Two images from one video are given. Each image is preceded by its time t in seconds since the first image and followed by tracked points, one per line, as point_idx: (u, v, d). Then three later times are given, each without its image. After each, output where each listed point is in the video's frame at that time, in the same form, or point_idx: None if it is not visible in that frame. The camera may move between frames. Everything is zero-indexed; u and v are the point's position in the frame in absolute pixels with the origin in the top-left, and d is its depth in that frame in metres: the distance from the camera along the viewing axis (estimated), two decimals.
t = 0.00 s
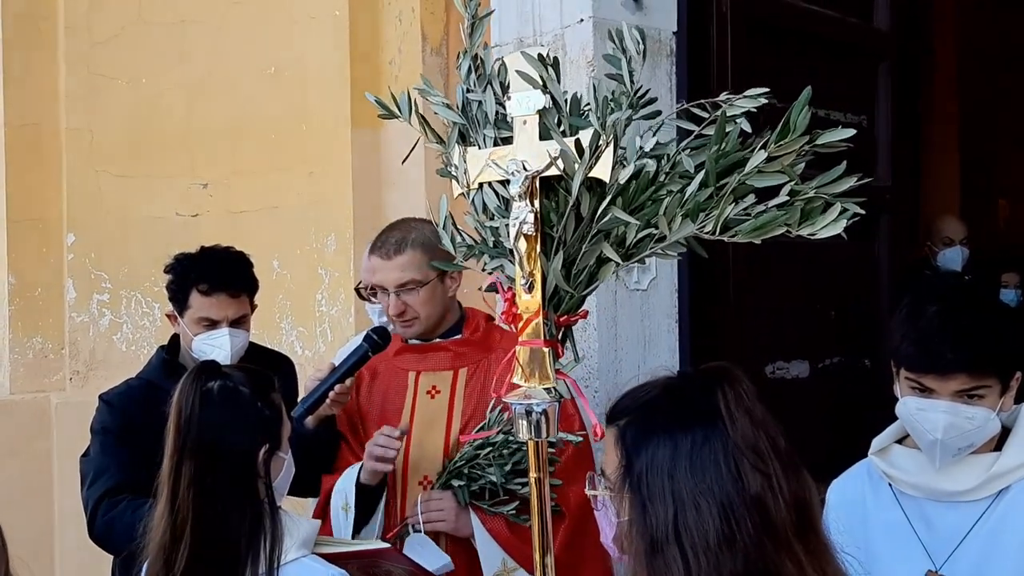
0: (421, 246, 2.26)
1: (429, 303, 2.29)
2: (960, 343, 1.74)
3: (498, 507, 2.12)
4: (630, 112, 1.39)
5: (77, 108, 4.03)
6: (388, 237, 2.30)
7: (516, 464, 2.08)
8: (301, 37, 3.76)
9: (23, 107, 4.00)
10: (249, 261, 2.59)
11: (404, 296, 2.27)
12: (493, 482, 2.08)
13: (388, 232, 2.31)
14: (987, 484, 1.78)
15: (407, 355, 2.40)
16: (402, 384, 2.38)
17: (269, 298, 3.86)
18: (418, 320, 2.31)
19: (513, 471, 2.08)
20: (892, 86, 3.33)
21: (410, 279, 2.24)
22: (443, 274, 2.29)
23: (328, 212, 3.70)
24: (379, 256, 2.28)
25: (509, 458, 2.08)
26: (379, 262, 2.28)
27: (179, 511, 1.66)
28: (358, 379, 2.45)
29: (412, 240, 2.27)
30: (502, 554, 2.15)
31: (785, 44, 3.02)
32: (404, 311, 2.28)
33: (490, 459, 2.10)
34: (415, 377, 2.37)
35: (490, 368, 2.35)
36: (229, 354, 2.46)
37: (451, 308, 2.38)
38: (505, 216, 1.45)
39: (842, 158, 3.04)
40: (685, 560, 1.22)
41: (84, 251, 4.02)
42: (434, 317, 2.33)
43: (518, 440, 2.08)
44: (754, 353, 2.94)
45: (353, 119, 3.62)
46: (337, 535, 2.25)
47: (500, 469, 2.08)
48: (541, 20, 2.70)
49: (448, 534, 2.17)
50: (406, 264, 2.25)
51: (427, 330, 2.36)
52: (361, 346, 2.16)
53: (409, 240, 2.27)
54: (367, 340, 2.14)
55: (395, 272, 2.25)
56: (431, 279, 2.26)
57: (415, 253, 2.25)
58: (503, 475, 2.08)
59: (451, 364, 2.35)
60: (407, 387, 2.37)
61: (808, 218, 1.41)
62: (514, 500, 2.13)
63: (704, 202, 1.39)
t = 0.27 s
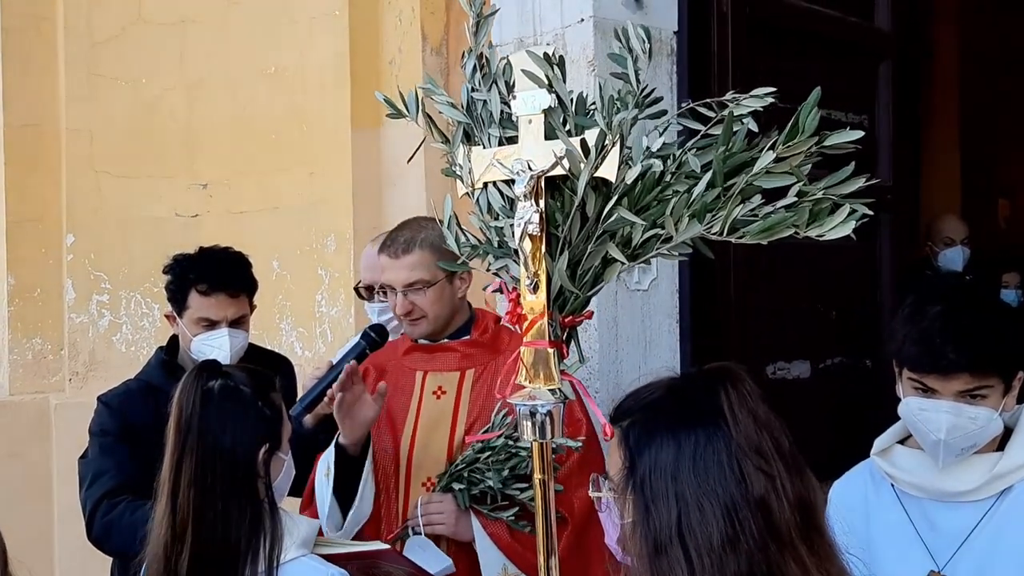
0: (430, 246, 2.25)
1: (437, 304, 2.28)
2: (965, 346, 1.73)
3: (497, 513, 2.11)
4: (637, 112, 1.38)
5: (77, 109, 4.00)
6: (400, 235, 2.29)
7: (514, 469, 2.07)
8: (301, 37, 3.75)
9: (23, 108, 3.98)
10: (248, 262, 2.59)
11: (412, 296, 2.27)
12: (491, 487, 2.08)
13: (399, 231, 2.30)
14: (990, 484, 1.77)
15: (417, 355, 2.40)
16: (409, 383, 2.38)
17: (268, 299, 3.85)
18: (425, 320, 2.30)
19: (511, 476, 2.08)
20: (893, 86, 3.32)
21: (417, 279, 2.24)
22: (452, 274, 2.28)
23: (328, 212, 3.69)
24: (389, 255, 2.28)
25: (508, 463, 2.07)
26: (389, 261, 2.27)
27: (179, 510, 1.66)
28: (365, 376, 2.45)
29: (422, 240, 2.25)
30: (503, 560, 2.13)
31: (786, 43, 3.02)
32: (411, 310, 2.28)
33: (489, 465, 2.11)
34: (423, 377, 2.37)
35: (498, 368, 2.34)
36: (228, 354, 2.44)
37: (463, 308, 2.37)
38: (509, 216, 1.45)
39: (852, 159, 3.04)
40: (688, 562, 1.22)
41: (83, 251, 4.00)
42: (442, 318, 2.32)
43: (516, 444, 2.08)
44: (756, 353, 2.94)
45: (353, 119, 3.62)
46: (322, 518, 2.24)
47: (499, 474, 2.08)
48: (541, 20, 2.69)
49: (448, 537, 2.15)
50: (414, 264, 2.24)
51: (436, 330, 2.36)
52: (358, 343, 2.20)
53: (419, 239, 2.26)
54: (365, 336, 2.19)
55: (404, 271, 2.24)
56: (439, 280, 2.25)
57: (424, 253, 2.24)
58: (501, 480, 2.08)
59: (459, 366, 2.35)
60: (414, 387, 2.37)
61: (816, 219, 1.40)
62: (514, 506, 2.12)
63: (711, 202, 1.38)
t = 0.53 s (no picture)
0: (433, 247, 2.23)
1: (440, 306, 2.29)
2: (968, 347, 1.73)
3: (498, 515, 2.10)
4: (639, 112, 1.38)
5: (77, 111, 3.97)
6: (404, 235, 2.28)
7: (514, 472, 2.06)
8: (302, 37, 3.75)
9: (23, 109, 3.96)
10: (248, 263, 2.59)
11: (415, 297, 2.27)
12: (491, 490, 2.08)
13: (404, 231, 2.29)
14: (993, 484, 1.77)
15: (421, 354, 2.38)
16: (412, 383, 2.37)
17: (269, 300, 3.85)
18: (429, 322, 2.32)
19: (511, 479, 2.07)
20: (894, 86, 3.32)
21: (420, 280, 2.23)
22: (456, 276, 2.27)
23: (329, 213, 3.69)
24: (392, 256, 2.26)
25: (508, 466, 2.07)
26: (392, 262, 2.26)
27: (180, 510, 1.66)
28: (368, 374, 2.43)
29: (425, 242, 2.24)
30: (504, 562, 2.13)
31: (786, 43, 3.01)
32: (414, 312, 2.29)
33: (490, 467, 2.10)
34: (426, 377, 2.36)
35: (501, 369, 2.35)
36: (229, 355, 2.44)
37: (466, 310, 2.37)
38: (512, 216, 1.44)
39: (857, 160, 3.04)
40: (688, 562, 1.21)
41: (83, 253, 3.98)
42: (446, 320, 2.33)
43: (517, 448, 2.07)
44: (757, 353, 2.93)
45: (354, 120, 3.61)
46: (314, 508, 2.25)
47: (499, 476, 2.08)
48: (541, 20, 2.69)
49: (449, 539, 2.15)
50: (417, 265, 2.23)
51: (441, 331, 2.37)
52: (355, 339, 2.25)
53: (422, 241, 2.25)
54: (359, 334, 2.25)
55: (407, 272, 2.24)
56: (443, 281, 2.24)
57: (428, 254, 2.23)
58: (501, 482, 2.07)
59: (462, 366, 2.35)
60: (417, 387, 2.36)
61: (819, 221, 1.41)
62: (515, 508, 2.11)
63: (714, 203, 1.38)
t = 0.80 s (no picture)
0: (433, 247, 2.23)
1: (440, 305, 2.28)
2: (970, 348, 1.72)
3: (498, 516, 2.10)
4: (640, 110, 1.38)
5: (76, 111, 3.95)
6: (404, 234, 2.28)
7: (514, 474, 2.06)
8: (302, 37, 3.74)
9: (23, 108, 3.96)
10: (248, 263, 2.58)
11: (414, 296, 2.26)
12: (490, 492, 2.07)
13: (403, 231, 2.30)
14: (997, 482, 1.76)
15: (421, 356, 2.39)
16: (413, 384, 2.37)
17: (268, 300, 3.84)
18: (428, 321, 2.30)
19: (511, 480, 2.07)
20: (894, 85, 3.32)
21: (420, 280, 2.23)
22: (455, 275, 2.26)
23: (329, 213, 3.69)
24: (392, 255, 2.26)
25: (508, 468, 2.07)
26: (392, 261, 2.26)
27: (181, 510, 1.65)
28: (369, 377, 2.44)
29: (425, 240, 2.24)
30: (505, 564, 2.13)
31: (787, 42, 3.01)
32: (413, 311, 2.28)
33: (490, 468, 2.09)
34: (426, 378, 2.36)
35: (501, 370, 2.34)
36: (229, 354, 2.44)
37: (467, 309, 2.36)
38: (513, 215, 1.44)
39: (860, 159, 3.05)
40: (687, 560, 1.21)
41: (83, 253, 3.97)
42: (445, 320, 2.32)
43: (517, 449, 2.07)
44: (759, 353, 2.93)
45: (354, 119, 3.61)
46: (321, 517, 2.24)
47: (499, 478, 2.07)
48: (541, 19, 2.69)
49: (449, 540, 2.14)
50: (417, 265, 2.23)
51: (439, 330, 2.35)
52: (356, 338, 2.23)
53: (423, 239, 2.25)
54: (361, 332, 2.23)
55: (407, 272, 2.24)
56: (442, 281, 2.24)
57: (428, 253, 2.23)
58: (501, 484, 2.07)
59: (463, 367, 2.34)
60: (418, 389, 2.36)
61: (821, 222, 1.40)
62: (515, 510, 2.10)
63: (716, 202, 1.37)
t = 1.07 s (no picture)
0: (430, 245, 2.24)
1: (436, 304, 2.28)
2: (967, 350, 1.73)
3: (492, 516, 2.09)
4: (638, 108, 1.37)
5: (77, 111, 4.02)
6: (400, 234, 2.29)
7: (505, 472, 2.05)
8: (303, 36, 3.74)
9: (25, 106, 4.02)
10: (249, 262, 2.58)
11: (411, 295, 2.27)
12: (482, 490, 2.06)
13: (399, 230, 2.30)
14: (1005, 479, 1.76)
15: (421, 356, 2.38)
16: (412, 384, 2.37)
17: (270, 299, 3.84)
18: (424, 321, 2.30)
19: (503, 478, 2.06)
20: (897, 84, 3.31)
21: (416, 279, 2.24)
22: (452, 275, 2.26)
23: (329, 212, 3.69)
24: (389, 254, 2.28)
25: (499, 466, 2.06)
26: (388, 260, 2.27)
27: (183, 508, 1.65)
28: (370, 377, 2.44)
29: (421, 239, 2.25)
30: (500, 564, 2.12)
31: (788, 41, 3.00)
32: (410, 310, 2.28)
33: (482, 466, 2.08)
34: (425, 378, 2.35)
35: (500, 370, 2.32)
36: (230, 354, 2.44)
37: (466, 309, 2.35)
38: (510, 214, 1.43)
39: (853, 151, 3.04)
40: (686, 559, 1.20)
41: (84, 252, 4.01)
42: (443, 319, 2.31)
43: (508, 447, 2.06)
44: (760, 352, 2.92)
45: (355, 119, 3.61)
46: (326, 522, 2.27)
47: (490, 476, 2.06)
48: (542, 18, 2.68)
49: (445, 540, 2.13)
50: (413, 264, 2.24)
51: (437, 330, 2.34)
52: (357, 336, 2.22)
53: (419, 238, 2.26)
54: (363, 330, 2.22)
55: (402, 271, 2.24)
56: (439, 280, 2.24)
57: (424, 252, 2.24)
58: (493, 483, 2.06)
59: (461, 367, 2.33)
60: (417, 389, 2.36)
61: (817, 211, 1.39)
62: (508, 509, 2.10)
63: (711, 198, 1.37)
